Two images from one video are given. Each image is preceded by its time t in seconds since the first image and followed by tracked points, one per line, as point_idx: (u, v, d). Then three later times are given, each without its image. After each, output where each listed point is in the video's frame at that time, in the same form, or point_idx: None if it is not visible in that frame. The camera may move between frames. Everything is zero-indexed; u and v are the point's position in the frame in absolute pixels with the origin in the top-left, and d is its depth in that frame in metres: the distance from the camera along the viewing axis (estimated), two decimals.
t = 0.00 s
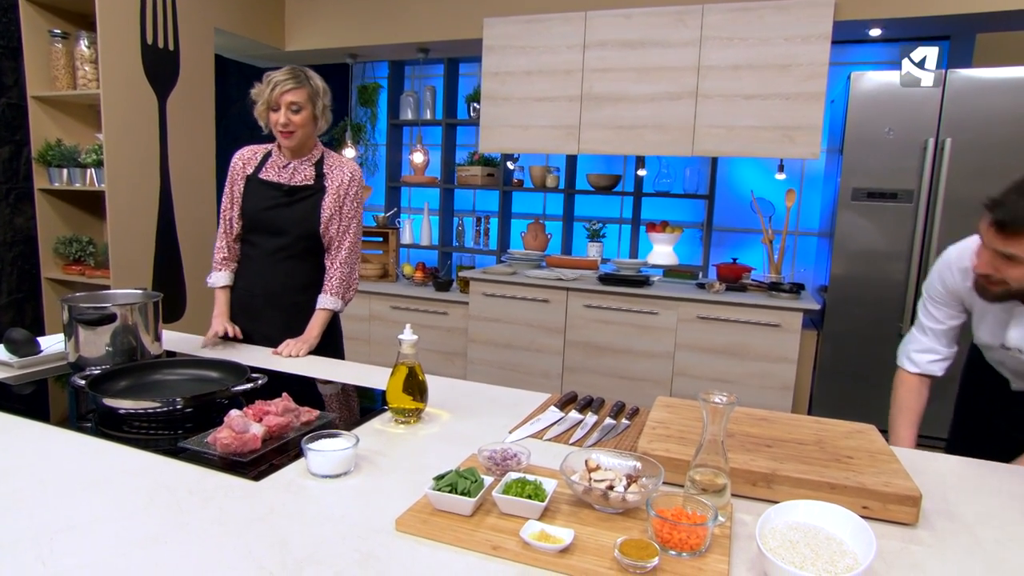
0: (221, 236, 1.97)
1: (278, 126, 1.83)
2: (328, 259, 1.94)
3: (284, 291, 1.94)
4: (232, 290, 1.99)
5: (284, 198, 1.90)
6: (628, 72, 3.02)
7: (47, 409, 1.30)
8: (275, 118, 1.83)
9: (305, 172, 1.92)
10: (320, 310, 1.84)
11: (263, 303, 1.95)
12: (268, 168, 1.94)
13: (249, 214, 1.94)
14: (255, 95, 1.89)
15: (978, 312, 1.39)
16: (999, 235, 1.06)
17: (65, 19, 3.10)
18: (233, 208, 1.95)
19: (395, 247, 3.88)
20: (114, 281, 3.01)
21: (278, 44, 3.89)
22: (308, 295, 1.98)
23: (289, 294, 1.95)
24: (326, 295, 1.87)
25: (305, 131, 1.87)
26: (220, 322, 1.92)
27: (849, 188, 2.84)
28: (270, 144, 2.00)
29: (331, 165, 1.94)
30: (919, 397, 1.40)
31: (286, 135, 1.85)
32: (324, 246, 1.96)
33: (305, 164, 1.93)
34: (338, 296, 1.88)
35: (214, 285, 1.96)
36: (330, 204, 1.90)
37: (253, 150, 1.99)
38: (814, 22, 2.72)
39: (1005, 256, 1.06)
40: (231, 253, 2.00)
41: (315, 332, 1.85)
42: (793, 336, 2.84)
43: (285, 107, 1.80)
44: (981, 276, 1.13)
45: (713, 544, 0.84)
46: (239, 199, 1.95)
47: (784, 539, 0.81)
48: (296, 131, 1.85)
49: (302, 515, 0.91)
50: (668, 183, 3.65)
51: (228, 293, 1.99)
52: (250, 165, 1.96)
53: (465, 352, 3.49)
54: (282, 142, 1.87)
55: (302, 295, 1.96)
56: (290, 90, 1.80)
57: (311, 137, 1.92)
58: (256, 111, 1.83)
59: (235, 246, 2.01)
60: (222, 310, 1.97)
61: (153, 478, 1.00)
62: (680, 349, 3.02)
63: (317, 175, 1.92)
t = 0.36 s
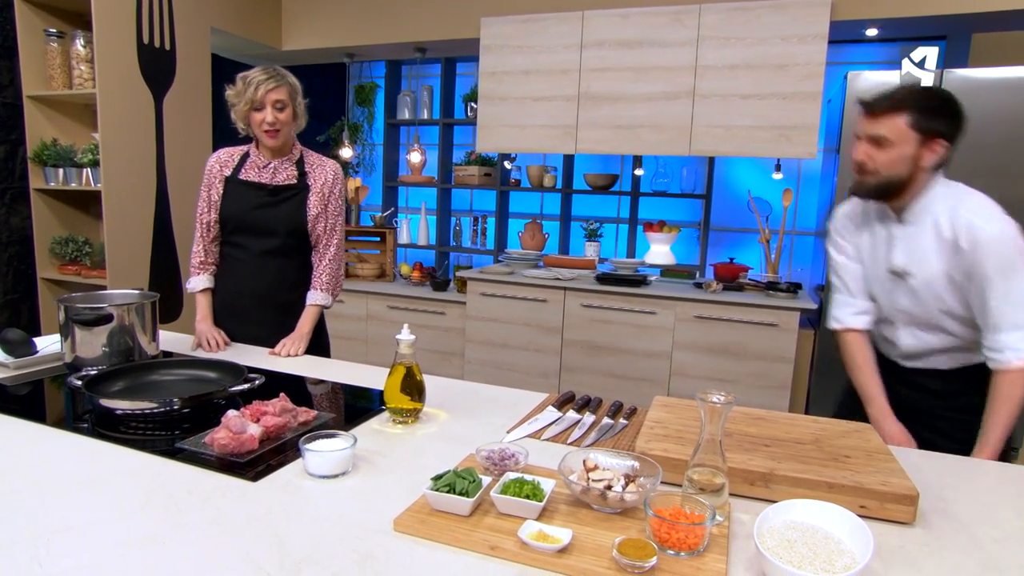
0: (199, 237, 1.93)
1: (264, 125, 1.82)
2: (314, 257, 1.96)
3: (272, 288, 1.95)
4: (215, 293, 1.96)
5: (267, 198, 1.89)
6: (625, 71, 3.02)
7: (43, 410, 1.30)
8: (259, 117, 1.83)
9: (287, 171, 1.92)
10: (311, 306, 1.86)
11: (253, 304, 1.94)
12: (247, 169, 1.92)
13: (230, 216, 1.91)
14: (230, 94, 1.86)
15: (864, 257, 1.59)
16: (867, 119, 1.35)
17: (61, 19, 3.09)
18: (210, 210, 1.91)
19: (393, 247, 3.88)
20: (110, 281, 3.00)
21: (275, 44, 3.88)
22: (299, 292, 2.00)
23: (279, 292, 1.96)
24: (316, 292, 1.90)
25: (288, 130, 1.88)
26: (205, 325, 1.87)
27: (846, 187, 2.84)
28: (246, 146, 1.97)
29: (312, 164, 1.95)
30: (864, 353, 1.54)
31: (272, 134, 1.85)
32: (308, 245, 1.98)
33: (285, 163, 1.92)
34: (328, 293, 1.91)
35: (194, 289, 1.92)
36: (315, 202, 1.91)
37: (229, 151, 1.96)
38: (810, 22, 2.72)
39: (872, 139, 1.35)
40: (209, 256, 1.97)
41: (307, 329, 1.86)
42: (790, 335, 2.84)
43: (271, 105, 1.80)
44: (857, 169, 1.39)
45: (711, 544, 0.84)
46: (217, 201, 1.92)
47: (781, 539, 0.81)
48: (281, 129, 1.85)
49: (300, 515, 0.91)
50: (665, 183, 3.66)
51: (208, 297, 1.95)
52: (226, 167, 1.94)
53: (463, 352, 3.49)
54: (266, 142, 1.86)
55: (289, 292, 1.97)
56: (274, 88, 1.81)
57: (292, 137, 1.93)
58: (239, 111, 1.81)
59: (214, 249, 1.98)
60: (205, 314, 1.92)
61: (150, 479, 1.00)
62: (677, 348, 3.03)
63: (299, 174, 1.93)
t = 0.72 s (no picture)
0: (183, 243, 1.88)
1: (272, 115, 1.81)
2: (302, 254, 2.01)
3: (272, 289, 1.96)
4: (204, 299, 1.93)
5: (262, 199, 1.90)
6: (624, 72, 3.02)
7: (43, 411, 1.30)
8: (260, 109, 1.80)
9: (277, 172, 1.93)
10: (304, 300, 1.91)
11: (250, 304, 1.94)
12: (235, 169, 1.89)
13: (223, 219, 1.89)
14: (219, 95, 1.80)
15: (744, 206, 1.69)
16: (766, 66, 1.60)
17: (59, 19, 3.09)
18: (198, 214, 1.88)
19: (392, 248, 3.87)
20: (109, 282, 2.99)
21: (274, 44, 3.88)
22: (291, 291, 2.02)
23: (276, 292, 1.97)
24: (306, 286, 1.95)
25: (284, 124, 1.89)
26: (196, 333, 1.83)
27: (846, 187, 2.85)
28: (226, 145, 1.93)
29: (297, 165, 1.99)
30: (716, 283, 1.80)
31: (277, 126, 1.84)
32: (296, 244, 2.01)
33: (274, 164, 1.93)
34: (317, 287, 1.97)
35: (182, 296, 1.88)
36: (307, 202, 1.96)
37: (209, 152, 1.91)
38: (809, 24, 2.73)
39: (764, 80, 1.58)
40: (195, 261, 1.92)
41: (298, 321, 1.90)
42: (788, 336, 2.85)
43: (275, 95, 1.82)
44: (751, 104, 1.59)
45: (712, 544, 0.84)
46: (204, 204, 1.88)
47: (782, 538, 0.81)
48: (284, 121, 1.86)
49: (301, 516, 0.91)
50: (664, 184, 3.67)
51: (197, 304, 1.91)
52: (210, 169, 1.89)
53: (463, 353, 3.49)
54: (270, 134, 1.83)
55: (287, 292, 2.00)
56: (272, 80, 1.83)
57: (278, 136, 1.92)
58: (245, 102, 1.77)
59: (200, 253, 1.93)
60: (195, 321, 1.88)
61: (152, 479, 1.00)
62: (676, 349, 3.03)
63: (288, 174, 1.95)
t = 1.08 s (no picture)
0: (184, 245, 1.88)
1: (268, 111, 1.81)
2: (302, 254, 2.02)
3: (274, 288, 1.97)
4: (207, 301, 1.93)
5: (263, 201, 1.90)
6: (626, 73, 3.03)
7: (50, 411, 1.30)
8: (256, 107, 1.81)
9: (277, 173, 1.94)
10: (301, 299, 1.92)
11: (252, 304, 1.94)
12: (236, 172, 1.90)
13: (225, 221, 1.89)
14: (214, 96, 1.80)
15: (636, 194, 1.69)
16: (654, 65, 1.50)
17: (61, 20, 3.10)
18: (200, 217, 1.88)
19: (393, 248, 3.87)
20: (111, 283, 3.00)
21: (275, 45, 3.89)
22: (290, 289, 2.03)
23: (278, 291, 1.98)
24: (303, 284, 1.96)
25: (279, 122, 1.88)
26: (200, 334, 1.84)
27: (847, 188, 2.86)
28: (225, 146, 1.93)
29: (296, 165, 2.00)
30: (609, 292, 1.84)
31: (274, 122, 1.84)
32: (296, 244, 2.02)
33: (274, 165, 1.93)
34: (316, 286, 1.99)
35: (186, 299, 1.89)
36: (307, 202, 1.98)
37: (209, 154, 1.91)
38: (810, 25, 2.74)
39: (648, 81, 1.50)
40: (199, 264, 1.92)
41: (293, 319, 1.91)
42: (789, 336, 2.87)
43: (267, 92, 1.82)
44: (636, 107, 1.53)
45: (719, 542, 0.85)
46: (207, 207, 1.88)
47: (789, 535, 0.82)
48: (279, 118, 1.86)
49: (309, 514, 0.92)
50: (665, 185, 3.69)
51: (200, 306, 1.92)
52: (211, 172, 1.89)
53: (464, 354, 3.49)
54: (267, 130, 1.83)
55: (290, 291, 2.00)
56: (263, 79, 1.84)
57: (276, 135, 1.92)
58: (239, 99, 1.77)
59: (203, 256, 1.93)
60: (200, 322, 1.89)
61: (159, 479, 1.00)
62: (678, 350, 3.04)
63: (289, 175, 1.96)
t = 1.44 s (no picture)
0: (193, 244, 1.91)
1: (255, 121, 1.84)
2: (313, 254, 2.00)
3: (278, 286, 1.97)
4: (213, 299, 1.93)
5: (266, 199, 1.91)
6: (626, 73, 3.04)
7: (59, 411, 1.31)
8: (248, 114, 1.84)
9: (282, 173, 1.94)
10: (309, 300, 1.90)
11: (256, 302, 1.95)
12: (242, 171, 1.92)
13: (229, 220, 1.91)
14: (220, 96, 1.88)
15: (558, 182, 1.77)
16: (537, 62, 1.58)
17: (62, 22, 3.10)
18: (206, 215, 1.90)
19: (394, 248, 3.88)
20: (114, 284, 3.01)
21: (276, 46, 3.89)
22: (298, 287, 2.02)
23: (282, 289, 1.98)
24: (313, 285, 1.94)
25: (279, 128, 1.89)
26: (205, 331, 1.84)
27: (847, 185, 2.87)
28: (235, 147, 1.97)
29: (304, 165, 1.98)
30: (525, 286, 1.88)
31: (264, 131, 1.87)
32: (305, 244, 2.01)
33: (279, 164, 1.94)
34: (325, 288, 1.96)
35: (192, 296, 1.89)
36: (312, 202, 1.95)
37: (220, 155, 1.95)
38: (810, 24, 2.75)
39: (535, 81, 1.58)
40: (207, 262, 1.94)
41: (301, 320, 1.91)
42: (790, 333, 2.88)
43: (261, 101, 1.82)
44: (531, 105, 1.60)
45: (730, 536, 0.86)
46: (212, 205, 1.91)
47: (798, 529, 0.83)
48: (272, 125, 1.87)
49: (323, 511, 0.92)
50: (665, 183, 3.71)
51: (206, 303, 1.92)
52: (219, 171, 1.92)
53: (466, 352, 3.51)
54: (256, 139, 1.87)
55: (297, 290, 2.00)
56: (265, 86, 1.83)
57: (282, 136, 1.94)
58: (228, 107, 1.82)
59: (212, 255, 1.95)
60: (205, 319, 1.88)
61: (172, 477, 1.01)
62: (679, 347, 3.06)
63: (295, 175, 1.95)
